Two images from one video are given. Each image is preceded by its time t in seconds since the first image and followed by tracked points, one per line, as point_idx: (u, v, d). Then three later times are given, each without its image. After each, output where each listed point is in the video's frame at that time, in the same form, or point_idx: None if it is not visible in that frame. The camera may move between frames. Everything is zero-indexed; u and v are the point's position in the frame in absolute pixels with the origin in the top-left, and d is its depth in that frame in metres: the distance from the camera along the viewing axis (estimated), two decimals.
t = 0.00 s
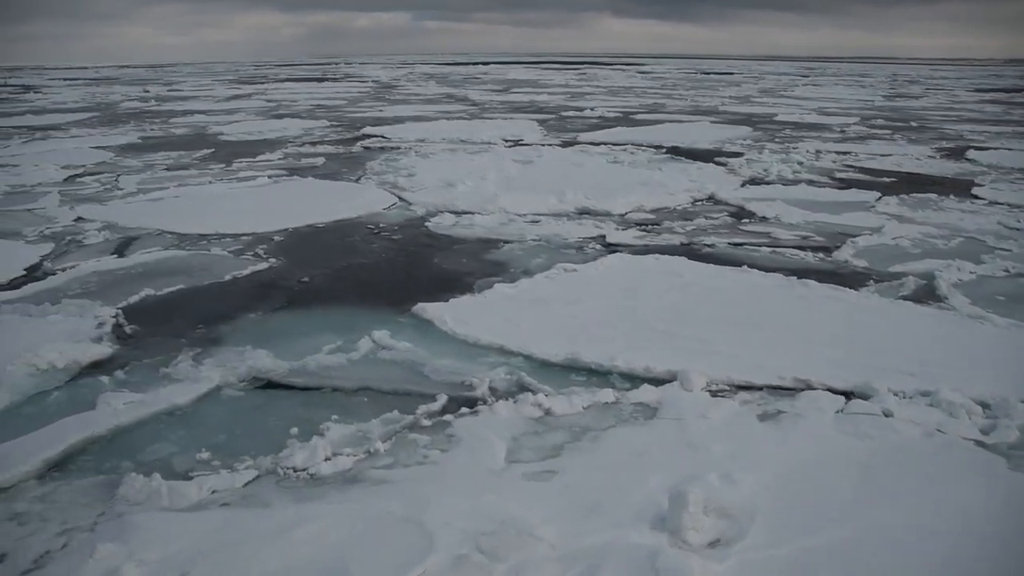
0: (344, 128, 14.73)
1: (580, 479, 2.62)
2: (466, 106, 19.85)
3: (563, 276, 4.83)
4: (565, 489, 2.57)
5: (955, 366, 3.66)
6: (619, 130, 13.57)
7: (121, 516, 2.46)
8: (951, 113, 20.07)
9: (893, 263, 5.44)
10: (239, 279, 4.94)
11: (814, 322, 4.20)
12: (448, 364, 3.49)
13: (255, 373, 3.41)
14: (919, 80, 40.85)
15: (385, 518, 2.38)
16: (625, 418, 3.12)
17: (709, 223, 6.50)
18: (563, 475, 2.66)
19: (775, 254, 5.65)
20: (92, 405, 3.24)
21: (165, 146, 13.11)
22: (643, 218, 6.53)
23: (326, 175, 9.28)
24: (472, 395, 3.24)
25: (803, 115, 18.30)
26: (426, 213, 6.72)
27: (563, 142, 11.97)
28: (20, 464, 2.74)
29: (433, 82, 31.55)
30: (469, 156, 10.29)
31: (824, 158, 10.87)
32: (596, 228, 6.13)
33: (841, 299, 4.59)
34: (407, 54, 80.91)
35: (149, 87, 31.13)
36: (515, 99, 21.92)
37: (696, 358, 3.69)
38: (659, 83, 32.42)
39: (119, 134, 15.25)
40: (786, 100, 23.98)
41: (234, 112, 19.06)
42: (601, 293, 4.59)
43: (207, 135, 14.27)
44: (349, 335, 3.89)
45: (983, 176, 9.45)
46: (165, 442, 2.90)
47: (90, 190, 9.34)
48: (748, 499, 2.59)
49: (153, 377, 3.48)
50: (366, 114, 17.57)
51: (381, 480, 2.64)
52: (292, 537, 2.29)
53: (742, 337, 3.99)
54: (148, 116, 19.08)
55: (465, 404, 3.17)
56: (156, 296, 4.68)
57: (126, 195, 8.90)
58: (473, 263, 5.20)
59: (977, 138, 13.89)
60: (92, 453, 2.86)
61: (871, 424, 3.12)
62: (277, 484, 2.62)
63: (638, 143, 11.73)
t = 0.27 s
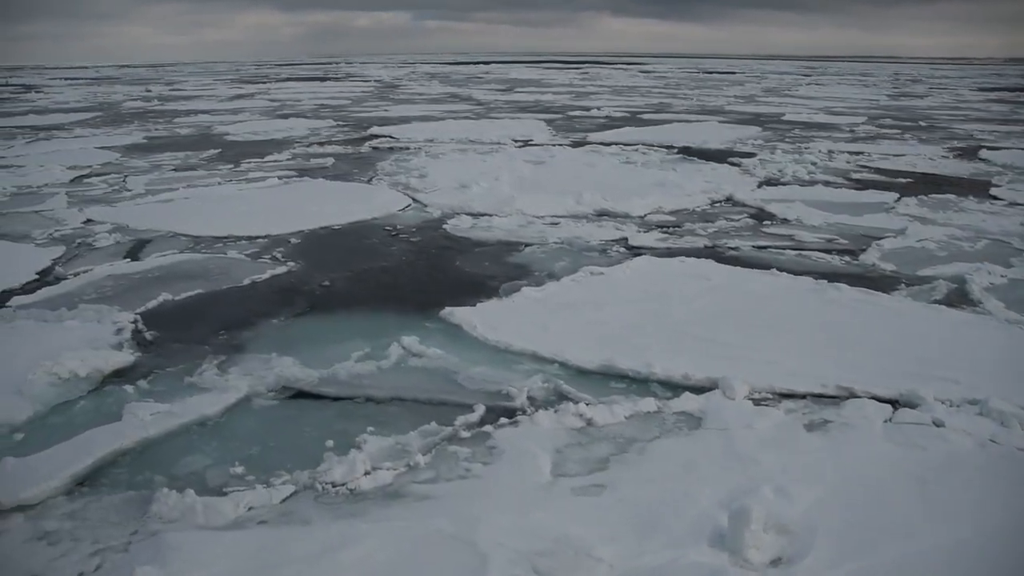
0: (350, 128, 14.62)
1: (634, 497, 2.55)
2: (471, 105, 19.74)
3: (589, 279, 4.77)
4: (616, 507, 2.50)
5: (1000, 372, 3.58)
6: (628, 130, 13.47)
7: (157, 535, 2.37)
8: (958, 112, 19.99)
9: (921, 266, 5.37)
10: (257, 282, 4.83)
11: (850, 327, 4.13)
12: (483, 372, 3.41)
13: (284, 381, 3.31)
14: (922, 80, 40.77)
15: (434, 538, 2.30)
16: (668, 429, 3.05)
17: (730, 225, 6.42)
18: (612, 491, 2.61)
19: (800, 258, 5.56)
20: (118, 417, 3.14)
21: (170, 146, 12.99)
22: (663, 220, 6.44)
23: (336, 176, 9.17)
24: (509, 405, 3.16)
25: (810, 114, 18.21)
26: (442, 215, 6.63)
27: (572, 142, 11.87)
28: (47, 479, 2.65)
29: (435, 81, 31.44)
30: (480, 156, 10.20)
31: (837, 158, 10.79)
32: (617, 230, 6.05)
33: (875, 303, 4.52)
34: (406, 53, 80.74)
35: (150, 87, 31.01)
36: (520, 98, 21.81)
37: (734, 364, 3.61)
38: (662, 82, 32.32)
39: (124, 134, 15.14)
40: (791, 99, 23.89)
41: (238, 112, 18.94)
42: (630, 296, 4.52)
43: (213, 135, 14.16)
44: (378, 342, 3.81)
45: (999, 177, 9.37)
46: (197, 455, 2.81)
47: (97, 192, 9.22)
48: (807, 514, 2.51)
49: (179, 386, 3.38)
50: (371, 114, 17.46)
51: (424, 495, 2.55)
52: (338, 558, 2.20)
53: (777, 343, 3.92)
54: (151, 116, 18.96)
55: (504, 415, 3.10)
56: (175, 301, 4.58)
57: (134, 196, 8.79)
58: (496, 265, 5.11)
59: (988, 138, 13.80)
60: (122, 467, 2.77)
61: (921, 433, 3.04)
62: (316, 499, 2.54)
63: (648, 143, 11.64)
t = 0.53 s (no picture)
0: (357, 128, 14.51)
1: (690, 514, 2.48)
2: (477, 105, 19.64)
3: (617, 283, 4.68)
4: (669, 525, 2.42)
5: None
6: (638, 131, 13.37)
7: (193, 556, 2.27)
8: (965, 112, 19.90)
9: (951, 270, 5.27)
10: (277, 287, 4.72)
11: (887, 333, 4.04)
12: (518, 381, 3.31)
13: (315, 391, 3.21)
14: (925, 79, 40.62)
15: (487, 560, 2.21)
16: (715, 441, 2.97)
17: (752, 228, 6.32)
18: (664, 506, 2.53)
19: (827, 262, 5.47)
20: (146, 429, 3.04)
21: (176, 147, 12.88)
22: (684, 223, 6.35)
23: (347, 177, 9.07)
24: (548, 417, 3.06)
25: (818, 114, 18.12)
26: (460, 217, 6.53)
27: (583, 142, 11.76)
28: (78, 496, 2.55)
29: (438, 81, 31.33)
30: (491, 157, 10.10)
31: (850, 158, 10.69)
32: (639, 234, 5.95)
33: (910, 307, 4.42)
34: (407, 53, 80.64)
35: (151, 87, 30.95)
36: (525, 98, 21.71)
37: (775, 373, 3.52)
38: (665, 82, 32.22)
39: (129, 135, 15.02)
40: (796, 99, 23.80)
41: (242, 112, 18.82)
42: (659, 300, 4.43)
43: (219, 135, 14.06)
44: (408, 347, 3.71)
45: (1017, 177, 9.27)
46: (230, 470, 2.71)
47: (106, 194, 9.11)
48: (870, 531, 2.42)
49: (206, 397, 3.28)
50: (377, 114, 17.35)
51: (471, 513, 2.46)
52: None
53: (815, 349, 3.83)
54: (155, 117, 18.84)
55: (546, 427, 3.01)
56: (194, 306, 4.48)
57: (143, 198, 8.68)
58: (520, 269, 5.01)
59: (1000, 138, 13.71)
60: (152, 484, 2.66)
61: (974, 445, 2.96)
62: (357, 515, 2.45)
63: (659, 144, 11.54)
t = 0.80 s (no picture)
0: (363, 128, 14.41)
1: (750, 532, 2.38)
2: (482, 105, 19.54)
3: (646, 286, 4.60)
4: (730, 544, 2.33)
5: None
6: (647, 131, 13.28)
7: None
8: (972, 111, 19.82)
9: (981, 273, 5.18)
10: (298, 290, 4.62)
11: (925, 339, 3.94)
12: (556, 391, 3.23)
13: (349, 402, 3.12)
14: (928, 78, 40.50)
15: None
16: (764, 453, 2.88)
17: (775, 231, 6.23)
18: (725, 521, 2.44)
19: (854, 265, 5.37)
20: (175, 442, 2.94)
21: (182, 148, 12.76)
22: (706, 226, 6.25)
23: (359, 178, 8.97)
24: (591, 429, 2.98)
25: (826, 114, 18.03)
26: (478, 219, 6.43)
27: (593, 143, 11.66)
28: (110, 510, 2.45)
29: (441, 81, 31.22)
30: (503, 157, 10.00)
31: (864, 159, 10.60)
32: (661, 236, 5.86)
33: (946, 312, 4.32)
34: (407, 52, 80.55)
35: (153, 87, 30.82)
36: (530, 98, 21.65)
37: (816, 382, 3.43)
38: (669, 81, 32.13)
39: (133, 135, 14.90)
40: (801, 98, 23.71)
41: (246, 112, 18.72)
42: (690, 305, 4.34)
43: (225, 135, 13.95)
44: (438, 354, 3.62)
45: None
46: (268, 486, 2.62)
47: (114, 195, 9.00)
48: (929, 542, 2.37)
49: (235, 407, 3.18)
50: (382, 114, 17.25)
51: (521, 530, 2.37)
52: None
53: (854, 356, 3.74)
54: (158, 116, 18.72)
55: (590, 438, 2.92)
56: (215, 311, 4.37)
57: (153, 199, 8.57)
58: (545, 272, 4.91)
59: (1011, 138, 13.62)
60: (186, 499, 2.56)
61: None
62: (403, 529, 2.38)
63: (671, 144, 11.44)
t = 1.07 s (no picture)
0: (372, 128, 14.31)
1: (750, 532, 2.39)
2: (489, 106, 19.43)
3: (676, 291, 4.51)
4: (785, 564, 2.25)
5: None
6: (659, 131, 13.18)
7: None
8: (981, 112, 19.72)
9: (1015, 278, 5.08)
10: (321, 295, 4.52)
11: (966, 347, 3.83)
12: (597, 402, 3.16)
13: (387, 413, 3.03)
14: (933, 79, 40.39)
15: None
16: (816, 467, 2.80)
17: (799, 234, 6.14)
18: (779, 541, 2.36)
19: (883, 269, 5.28)
20: (207, 455, 2.84)
21: (190, 148, 12.67)
22: (729, 229, 6.17)
23: (372, 179, 8.87)
24: (638, 442, 2.90)
25: (836, 115, 17.94)
26: (497, 222, 6.33)
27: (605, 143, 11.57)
28: (110, 510, 2.44)
29: (445, 81, 31.11)
30: (516, 158, 9.91)
31: (879, 161, 10.50)
32: (686, 239, 5.76)
33: (985, 318, 4.21)
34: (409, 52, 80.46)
35: (157, 86, 30.72)
36: (537, 98, 21.55)
37: (861, 393, 3.33)
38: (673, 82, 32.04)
39: (140, 135, 14.81)
40: (808, 99, 23.61)
41: (252, 112, 18.62)
42: (723, 311, 4.24)
43: (232, 136, 13.85)
44: (472, 363, 3.53)
45: None
46: (307, 502, 2.53)
47: (124, 196, 8.91)
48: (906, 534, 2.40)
49: (267, 418, 3.08)
50: (390, 114, 17.15)
51: (574, 551, 2.28)
52: None
53: (896, 364, 3.64)
54: (164, 116, 18.62)
55: (636, 452, 2.84)
56: (237, 315, 4.28)
57: (164, 200, 8.48)
58: (572, 276, 4.82)
59: None
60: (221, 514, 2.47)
61: None
62: (404, 527, 2.38)
63: (683, 145, 11.35)
